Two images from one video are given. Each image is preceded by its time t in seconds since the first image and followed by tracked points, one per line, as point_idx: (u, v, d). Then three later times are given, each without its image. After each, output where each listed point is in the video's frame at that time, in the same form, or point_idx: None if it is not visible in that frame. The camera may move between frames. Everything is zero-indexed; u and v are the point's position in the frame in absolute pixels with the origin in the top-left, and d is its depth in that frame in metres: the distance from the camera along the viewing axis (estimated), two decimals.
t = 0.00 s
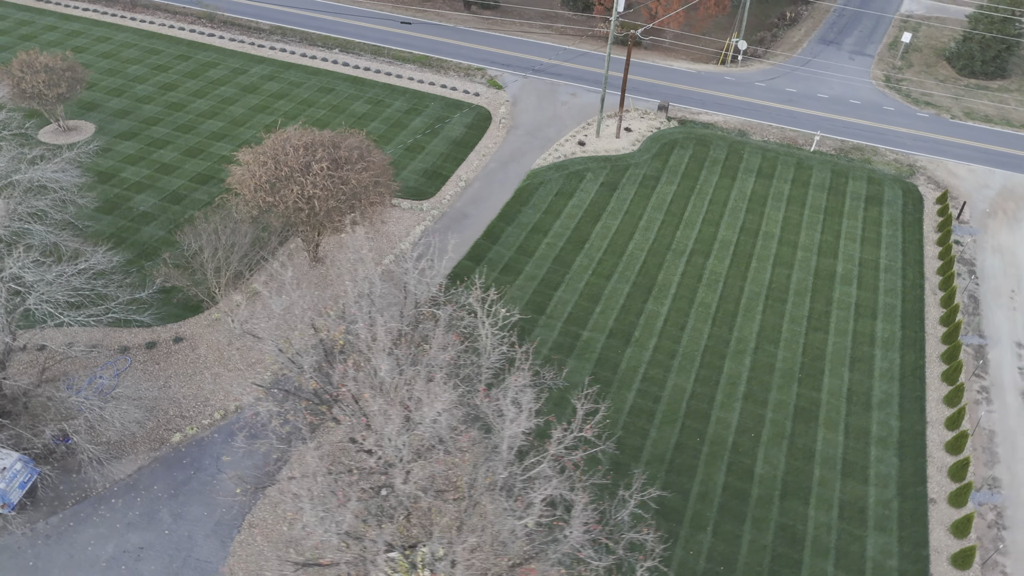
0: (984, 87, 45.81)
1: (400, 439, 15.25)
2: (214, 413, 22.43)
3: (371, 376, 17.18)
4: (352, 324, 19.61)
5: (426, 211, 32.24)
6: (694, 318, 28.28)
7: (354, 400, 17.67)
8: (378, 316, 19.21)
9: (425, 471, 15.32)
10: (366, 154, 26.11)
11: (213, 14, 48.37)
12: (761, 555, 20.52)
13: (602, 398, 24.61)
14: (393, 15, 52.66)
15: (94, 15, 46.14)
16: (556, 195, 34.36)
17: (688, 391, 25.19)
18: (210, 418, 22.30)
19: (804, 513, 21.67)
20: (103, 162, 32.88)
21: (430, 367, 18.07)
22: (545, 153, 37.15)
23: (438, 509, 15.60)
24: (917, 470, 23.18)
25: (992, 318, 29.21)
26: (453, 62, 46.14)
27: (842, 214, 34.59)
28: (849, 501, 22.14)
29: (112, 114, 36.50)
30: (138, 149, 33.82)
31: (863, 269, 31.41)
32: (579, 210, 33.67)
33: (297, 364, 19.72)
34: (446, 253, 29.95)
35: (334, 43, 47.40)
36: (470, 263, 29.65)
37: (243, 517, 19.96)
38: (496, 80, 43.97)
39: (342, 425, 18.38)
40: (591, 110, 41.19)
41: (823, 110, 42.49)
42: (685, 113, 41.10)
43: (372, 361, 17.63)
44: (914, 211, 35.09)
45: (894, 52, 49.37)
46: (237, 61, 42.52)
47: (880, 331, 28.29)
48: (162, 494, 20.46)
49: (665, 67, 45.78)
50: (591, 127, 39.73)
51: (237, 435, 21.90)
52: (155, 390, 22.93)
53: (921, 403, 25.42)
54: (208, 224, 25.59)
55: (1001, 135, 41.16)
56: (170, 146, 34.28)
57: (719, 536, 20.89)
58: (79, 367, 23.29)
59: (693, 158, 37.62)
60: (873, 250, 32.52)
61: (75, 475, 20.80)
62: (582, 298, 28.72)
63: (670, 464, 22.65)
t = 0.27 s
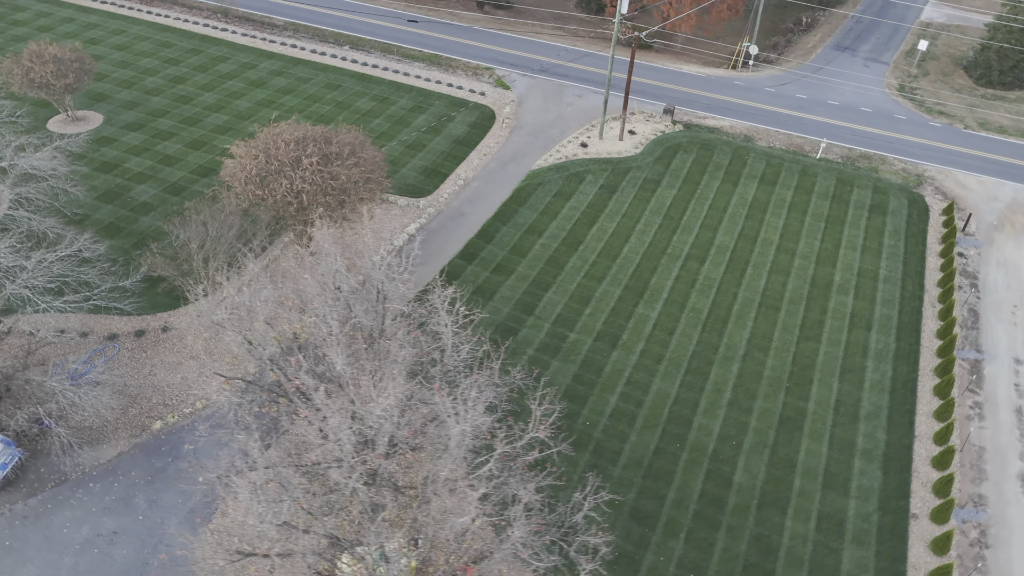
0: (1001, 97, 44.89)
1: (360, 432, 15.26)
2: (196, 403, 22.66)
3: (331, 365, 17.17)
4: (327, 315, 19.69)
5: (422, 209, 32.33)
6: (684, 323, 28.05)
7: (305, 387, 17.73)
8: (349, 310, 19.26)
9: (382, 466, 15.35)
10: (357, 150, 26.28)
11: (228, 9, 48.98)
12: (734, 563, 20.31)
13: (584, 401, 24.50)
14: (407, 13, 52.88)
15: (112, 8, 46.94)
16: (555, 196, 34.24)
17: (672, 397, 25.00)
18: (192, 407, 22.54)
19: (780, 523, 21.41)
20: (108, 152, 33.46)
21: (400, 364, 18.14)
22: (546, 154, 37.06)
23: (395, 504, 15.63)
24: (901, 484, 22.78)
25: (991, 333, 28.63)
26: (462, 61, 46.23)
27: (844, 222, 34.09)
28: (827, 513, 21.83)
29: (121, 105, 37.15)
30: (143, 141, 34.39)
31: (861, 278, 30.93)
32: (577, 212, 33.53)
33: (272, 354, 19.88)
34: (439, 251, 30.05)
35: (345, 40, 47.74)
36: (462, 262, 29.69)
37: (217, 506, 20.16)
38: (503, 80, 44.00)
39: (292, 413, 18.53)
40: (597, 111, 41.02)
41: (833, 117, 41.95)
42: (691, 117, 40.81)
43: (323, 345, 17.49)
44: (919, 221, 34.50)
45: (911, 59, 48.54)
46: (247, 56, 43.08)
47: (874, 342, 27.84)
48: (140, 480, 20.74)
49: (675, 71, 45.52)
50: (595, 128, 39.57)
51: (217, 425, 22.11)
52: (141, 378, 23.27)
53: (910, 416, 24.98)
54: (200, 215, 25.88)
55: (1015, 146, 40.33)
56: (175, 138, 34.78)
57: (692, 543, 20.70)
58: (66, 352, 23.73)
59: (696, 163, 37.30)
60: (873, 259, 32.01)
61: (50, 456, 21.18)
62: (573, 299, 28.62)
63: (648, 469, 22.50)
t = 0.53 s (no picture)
0: (1016, 107, 44.08)
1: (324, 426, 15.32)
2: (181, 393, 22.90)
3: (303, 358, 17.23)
4: (306, 310, 19.80)
5: (419, 207, 32.41)
6: (675, 327, 27.85)
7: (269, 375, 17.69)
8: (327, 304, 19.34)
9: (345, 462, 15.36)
10: (350, 146, 26.42)
11: (241, 5, 49.49)
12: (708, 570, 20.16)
13: (568, 402, 24.43)
14: (418, 11, 53.01)
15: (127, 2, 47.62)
16: (553, 197, 34.14)
17: (657, 401, 24.85)
18: (177, 397, 22.78)
19: (758, 532, 21.21)
20: (113, 144, 33.98)
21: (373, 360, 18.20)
22: (547, 154, 36.98)
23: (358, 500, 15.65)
24: (885, 497, 22.46)
25: (989, 346, 28.09)
26: (470, 60, 46.29)
27: (845, 230, 33.62)
28: (807, 523, 21.58)
29: (129, 98, 37.73)
30: (148, 133, 34.88)
31: (859, 287, 30.51)
32: (575, 213, 33.41)
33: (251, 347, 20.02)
34: (433, 249, 30.14)
35: (355, 37, 48.03)
36: (455, 260, 29.72)
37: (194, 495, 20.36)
38: (510, 80, 44.01)
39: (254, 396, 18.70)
40: (602, 113, 40.85)
41: (841, 123, 41.47)
42: (696, 121, 40.56)
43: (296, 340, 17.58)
44: (923, 231, 33.97)
45: (925, 66, 47.80)
46: (257, 52, 43.54)
47: (867, 352, 27.46)
48: (121, 467, 21.01)
49: (683, 74, 45.28)
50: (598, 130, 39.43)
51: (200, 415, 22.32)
52: (130, 366, 23.56)
53: (900, 428, 24.62)
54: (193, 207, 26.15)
55: None
56: (179, 131, 35.20)
57: (666, 549, 20.56)
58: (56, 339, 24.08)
59: (698, 167, 37.02)
60: (873, 268, 31.57)
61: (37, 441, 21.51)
62: (564, 300, 28.54)
63: (627, 473, 22.40)
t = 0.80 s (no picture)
0: None
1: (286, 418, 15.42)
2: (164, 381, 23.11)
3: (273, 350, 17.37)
4: (284, 302, 19.95)
5: (416, 204, 32.51)
6: (664, 332, 27.65)
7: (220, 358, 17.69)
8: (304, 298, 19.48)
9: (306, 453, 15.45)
10: (344, 142, 26.61)
11: None
12: None
13: (550, 403, 24.37)
14: (432, 10, 53.18)
15: None
16: (552, 198, 34.04)
17: (641, 406, 24.67)
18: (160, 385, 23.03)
19: (733, 540, 21.01)
20: (120, 134, 34.60)
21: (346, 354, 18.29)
22: (549, 155, 36.89)
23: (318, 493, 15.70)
24: (866, 510, 22.12)
25: (987, 362, 27.49)
26: (480, 59, 46.37)
27: (847, 240, 33.11)
28: (784, 534, 21.32)
29: (139, 89, 38.35)
30: (154, 124, 35.45)
31: (857, 297, 30.03)
32: (572, 214, 33.28)
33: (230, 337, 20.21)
34: (427, 247, 30.25)
35: (367, 34, 48.38)
36: (448, 258, 29.77)
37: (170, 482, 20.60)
38: (518, 80, 44.00)
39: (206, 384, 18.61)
40: (607, 115, 40.66)
41: (851, 131, 40.89)
42: (702, 125, 40.24)
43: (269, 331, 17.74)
44: (927, 243, 33.36)
45: (942, 75, 46.94)
46: (268, 47, 44.04)
47: (860, 363, 27.03)
48: (101, 451, 21.36)
49: (693, 78, 44.98)
50: (603, 132, 39.23)
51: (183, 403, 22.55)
52: (118, 353, 23.93)
53: (887, 442, 24.22)
54: (188, 197, 26.46)
55: None
56: (184, 123, 35.73)
57: (637, 555, 20.42)
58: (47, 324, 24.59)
59: (701, 172, 36.70)
60: (872, 278, 31.08)
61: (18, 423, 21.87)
62: (555, 301, 28.44)
63: (604, 476, 22.30)
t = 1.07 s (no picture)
0: None
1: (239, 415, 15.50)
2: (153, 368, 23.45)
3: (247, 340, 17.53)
4: (266, 295, 20.16)
5: (417, 201, 32.62)
6: (656, 337, 27.44)
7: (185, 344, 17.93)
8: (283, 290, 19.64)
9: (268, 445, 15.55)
10: (341, 138, 26.80)
11: None
12: None
13: (534, 404, 24.31)
14: (448, 8, 53.32)
15: None
16: (553, 198, 33.96)
17: (626, 410, 24.52)
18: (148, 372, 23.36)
19: (708, 550, 20.83)
20: (130, 124, 35.25)
21: (321, 346, 18.39)
22: (554, 156, 36.82)
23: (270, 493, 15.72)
24: (848, 525, 21.79)
25: (987, 379, 26.88)
26: (493, 59, 46.44)
27: (851, 250, 32.57)
28: (761, 546, 21.08)
29: (153, 81, 39.04)
30: (164, 115, 36.07)
31: (856, 309, 29.56)
32: (573, 216, 33.15)
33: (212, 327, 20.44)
34: (424, 244, 30.36)
35: (382, 32, 48.71)
36: (443, 255, 29.84)
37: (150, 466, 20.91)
38: (529, 80, 43.97)
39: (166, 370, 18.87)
40: (616, 117, 40.44)
41: (864, 140, 40.24)
42: (711, 130, 39.89)
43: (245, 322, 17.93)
44: (934, 256, 32.72)
45: (963, 86, 46.00)
46: (282, 42, 44.55)
47: (854, 376, 26.58)
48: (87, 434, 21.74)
49: (706, 83, 44.62)
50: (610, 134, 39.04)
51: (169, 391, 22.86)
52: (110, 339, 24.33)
53: (876, 456, 23.81)
54: (187, 188, 26.81)
55: None
56: (194, 115, 36.30)
57: (610, 560, 20.32)
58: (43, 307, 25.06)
59: (706, 177, 36.35)
60: (874, 290, 30.56)
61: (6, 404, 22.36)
62: (547, 301, 28.36)
63: (583, 480, 22.20)
